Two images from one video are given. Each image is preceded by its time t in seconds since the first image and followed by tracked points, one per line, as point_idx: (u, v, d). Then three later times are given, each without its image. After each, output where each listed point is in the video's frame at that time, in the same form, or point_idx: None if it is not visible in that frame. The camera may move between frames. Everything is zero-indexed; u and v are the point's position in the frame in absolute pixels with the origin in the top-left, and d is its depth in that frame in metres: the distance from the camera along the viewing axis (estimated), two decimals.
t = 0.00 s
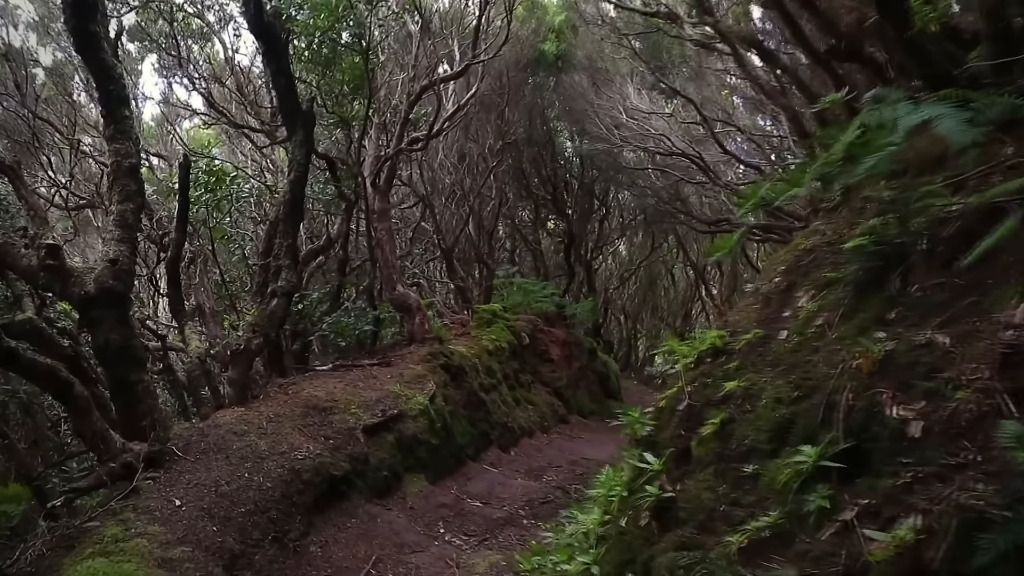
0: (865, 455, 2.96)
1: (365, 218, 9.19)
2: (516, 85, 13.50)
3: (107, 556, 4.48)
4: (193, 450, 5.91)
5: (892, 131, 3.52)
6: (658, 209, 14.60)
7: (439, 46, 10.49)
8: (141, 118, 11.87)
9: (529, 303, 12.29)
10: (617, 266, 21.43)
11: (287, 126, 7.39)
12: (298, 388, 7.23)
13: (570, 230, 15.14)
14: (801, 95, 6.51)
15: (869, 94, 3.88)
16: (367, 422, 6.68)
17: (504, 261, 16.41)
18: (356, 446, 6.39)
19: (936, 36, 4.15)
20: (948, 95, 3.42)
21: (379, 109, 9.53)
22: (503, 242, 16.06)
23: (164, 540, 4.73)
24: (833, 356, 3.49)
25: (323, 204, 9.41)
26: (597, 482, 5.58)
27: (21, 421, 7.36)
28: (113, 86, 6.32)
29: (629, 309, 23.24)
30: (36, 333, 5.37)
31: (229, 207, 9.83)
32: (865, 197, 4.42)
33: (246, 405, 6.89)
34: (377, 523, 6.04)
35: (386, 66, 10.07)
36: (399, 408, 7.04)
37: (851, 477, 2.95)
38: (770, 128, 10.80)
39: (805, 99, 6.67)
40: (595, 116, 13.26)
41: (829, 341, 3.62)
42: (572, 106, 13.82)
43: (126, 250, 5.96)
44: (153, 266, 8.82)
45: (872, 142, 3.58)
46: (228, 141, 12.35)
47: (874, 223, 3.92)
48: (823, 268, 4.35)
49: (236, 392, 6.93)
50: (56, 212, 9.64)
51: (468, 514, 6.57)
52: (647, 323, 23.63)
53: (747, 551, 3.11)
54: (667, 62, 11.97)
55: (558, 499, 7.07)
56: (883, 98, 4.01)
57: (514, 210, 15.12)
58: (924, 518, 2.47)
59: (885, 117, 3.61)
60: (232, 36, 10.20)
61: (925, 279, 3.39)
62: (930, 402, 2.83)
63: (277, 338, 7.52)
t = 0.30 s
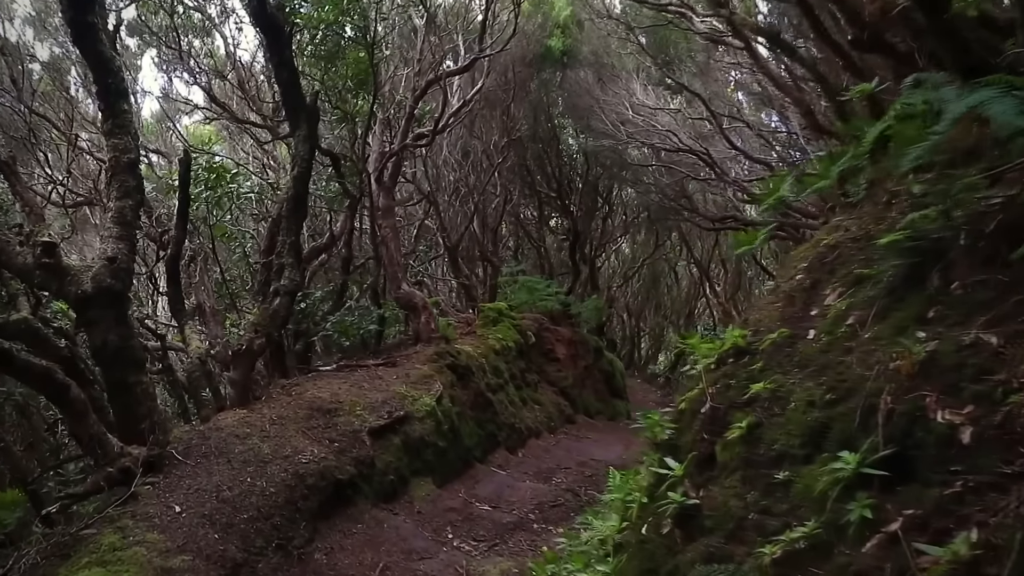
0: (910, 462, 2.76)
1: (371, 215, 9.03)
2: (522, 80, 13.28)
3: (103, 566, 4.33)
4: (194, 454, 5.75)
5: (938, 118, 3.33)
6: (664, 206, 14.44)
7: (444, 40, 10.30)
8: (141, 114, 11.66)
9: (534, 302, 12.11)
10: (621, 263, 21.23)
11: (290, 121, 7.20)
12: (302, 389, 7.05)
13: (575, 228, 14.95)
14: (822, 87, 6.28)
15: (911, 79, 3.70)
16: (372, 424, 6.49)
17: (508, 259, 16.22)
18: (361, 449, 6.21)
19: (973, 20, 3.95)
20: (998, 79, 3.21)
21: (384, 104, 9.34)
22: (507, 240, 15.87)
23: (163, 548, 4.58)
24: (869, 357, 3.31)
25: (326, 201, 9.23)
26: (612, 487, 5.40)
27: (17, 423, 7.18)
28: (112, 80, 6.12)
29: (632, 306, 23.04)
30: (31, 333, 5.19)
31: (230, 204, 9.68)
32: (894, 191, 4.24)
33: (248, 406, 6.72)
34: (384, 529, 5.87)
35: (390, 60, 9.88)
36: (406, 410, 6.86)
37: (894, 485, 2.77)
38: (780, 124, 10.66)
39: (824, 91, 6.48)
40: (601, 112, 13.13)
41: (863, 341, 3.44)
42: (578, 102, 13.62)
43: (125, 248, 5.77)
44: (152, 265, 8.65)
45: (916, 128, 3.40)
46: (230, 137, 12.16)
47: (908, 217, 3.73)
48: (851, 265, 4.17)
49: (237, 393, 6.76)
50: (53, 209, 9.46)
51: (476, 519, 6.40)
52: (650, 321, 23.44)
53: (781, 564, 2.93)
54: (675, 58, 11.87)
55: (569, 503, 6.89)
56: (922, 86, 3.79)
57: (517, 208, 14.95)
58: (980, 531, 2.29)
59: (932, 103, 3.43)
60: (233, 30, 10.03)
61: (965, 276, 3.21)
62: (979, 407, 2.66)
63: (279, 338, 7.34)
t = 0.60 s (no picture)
0: (962, 470, 2.56)
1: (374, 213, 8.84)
2: (526, 76, 13.06)
3: None
4: (193, 458, 5.57)
5: (990, 103, 3.13)
6: (668, 203, 14.27)
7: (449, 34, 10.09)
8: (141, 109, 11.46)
9: (538, 300, 11.95)
10: (624, 261, 21.02)
11: (292, 116, 7.00)
12: (304, 390, 6.85)
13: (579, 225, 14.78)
14: (841, 78, 6.06)
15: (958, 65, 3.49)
16: (376, 426, 6.30)
17: (511, 257, 16.04)
18: (366, 452, 6.02)
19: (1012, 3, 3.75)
20: None
21: (387, 99, 9.13)
22: (510, 238, 15.68)
23: (160, 558, 4.40)
24: (908, 357, 3.11)
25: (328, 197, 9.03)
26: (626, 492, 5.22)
27: (10, 426, 6.99)
28: (109, 72, 5.87)
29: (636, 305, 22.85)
30: (24, 333, 4.97)
31: (230, 201, 9.53)
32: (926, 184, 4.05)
33: (248, 409, 6.52)
34: (389, 535, 5.69)
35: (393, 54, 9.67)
36: (411, 411, 6.67)
37: (943, 495, 2.57)
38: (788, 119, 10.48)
39: (843, 83, 6.28)
40: (607, 108, 12.95)
41: (900, 341, 3.25)
42: (582, 98, 13.41)
43: (122, 246, 5.57)
44: (150, 263, 8.45)
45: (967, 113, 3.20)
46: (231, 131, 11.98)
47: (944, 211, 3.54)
48: (881, 261, 3.98)
49: (238, 395, 6.57)
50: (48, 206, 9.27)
51: (484, 523, 6.21)
52: (653, 320, 23.24)
53: None
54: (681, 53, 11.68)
55: (578, 506, 6.71)
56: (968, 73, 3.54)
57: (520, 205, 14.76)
58: None
59: (980, 89, 3.20)
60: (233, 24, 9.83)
61: (1012, 271, 2.97)
62: None
63: (280, 338, 7.15)
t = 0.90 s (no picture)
0: (1016, 479, 2.35)
1: (376, 209, 8.66)
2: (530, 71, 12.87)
3: None
4: (190, 463, 5.40)
5: None
6: (672, 200, 14.09)
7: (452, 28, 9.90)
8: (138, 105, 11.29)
9: (542, 299, 11.80)
10: (627, 260, 20.83)
11: (292, 109, 6.82)
12: (305, 391, 6.68)
13: (583, 224, 14.61)
14: (858, 68, 5.87)
15: (997, 45, 3.37)
16: (379, 428, 6.12)
17: (514, 255, 15.86)
18: (368, 456, 5.85)
19: None
20: None
21: (389, 94, 8.95)
22: (512, 237, 15.51)
23: (154, 568, 4.24)
24: (945, 358, 2.92)
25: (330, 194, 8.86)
26: (639, 497, 5.04)
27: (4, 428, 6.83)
28: (102, 64, 5.70)
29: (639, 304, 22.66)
30: (15, 334, 4.82)
31: (229, 199, 9.38)
32: (955, 176, 3.86)
33: (248, 411, 6.35)
34: (392, 541, 5.51)
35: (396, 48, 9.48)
36: (415, 413, 6.48)
37: (991, 506, 2.39)
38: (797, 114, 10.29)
39: (860, 74, 6.09)
40: (611, 104, 12.77)
41: (937, 340, 3.06)
42: (586, 94, 13.23)
43: (116, 243, 5.39)
44: (147, 261, 8.28)
45: (1011, 93, 3.05)
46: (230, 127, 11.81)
47: (981, 203, 3.35)
48: (909, 256, 3.79)
49: (237, 397, 6.39)
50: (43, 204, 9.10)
51: (490, 529, 6.03)
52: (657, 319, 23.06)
53: None
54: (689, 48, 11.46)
55: (587, 511, 6.53)
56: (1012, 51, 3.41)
57: (524, 203, 14.60)
58: None
59: None
60: (233, 18, 9.64)
61: None
62: None
63: (280, 338, 6.97)
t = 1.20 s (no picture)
0: None
1: (376, 206, 8.48)
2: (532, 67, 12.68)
3: None
4: (184, 467, 5.22)
5: None
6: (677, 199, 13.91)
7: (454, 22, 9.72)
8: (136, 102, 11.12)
9: (545, 299, 11.60)
10: (629, 260, 20.64)
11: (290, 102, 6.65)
12: (303, 393, 6.49)
13: (586, 223, 14.42)
14: (875, 57, 5.68)
15: None
16: (380, 431, 5.92)
17: (516, 255, 15.67)
18: (369, 459, 5.66)
19: None
20: None
21: (390, 89, 8.78)
22: (515, 236, 15.32)
23: None
24: (985, 356, 2.73)
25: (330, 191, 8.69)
26: (650, 503, 4.83)
27: None
28: (93, 54, 5.53)
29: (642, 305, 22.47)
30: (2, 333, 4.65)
31: (227, 196, 9.22)
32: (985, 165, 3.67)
33: (244, 413, 6.15)
34: (394, 548, 5.32)
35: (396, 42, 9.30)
36: (417, 415, 6.29)
37: None
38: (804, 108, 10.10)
39: (876, 64, 5.90)
40: (615, 100, 12.58)
41: (973, 338, 2.86)
42: (590, 91, 13.05)
43: (108, 240, 5.20)
44: (143, 259, 8.11)
45: None
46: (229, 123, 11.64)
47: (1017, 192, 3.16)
48: (937, 250, 3.60)
49: (233, 398, 6.18)
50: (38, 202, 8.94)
51: (494, 535, 5.84)
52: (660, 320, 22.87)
53: None
54: (694, 42, 11.25)
55: (594, 517, 6.34)
56: None
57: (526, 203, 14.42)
58: None
59: None
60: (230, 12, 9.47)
61: None
62: None
63: (278, 338, 6.80)
